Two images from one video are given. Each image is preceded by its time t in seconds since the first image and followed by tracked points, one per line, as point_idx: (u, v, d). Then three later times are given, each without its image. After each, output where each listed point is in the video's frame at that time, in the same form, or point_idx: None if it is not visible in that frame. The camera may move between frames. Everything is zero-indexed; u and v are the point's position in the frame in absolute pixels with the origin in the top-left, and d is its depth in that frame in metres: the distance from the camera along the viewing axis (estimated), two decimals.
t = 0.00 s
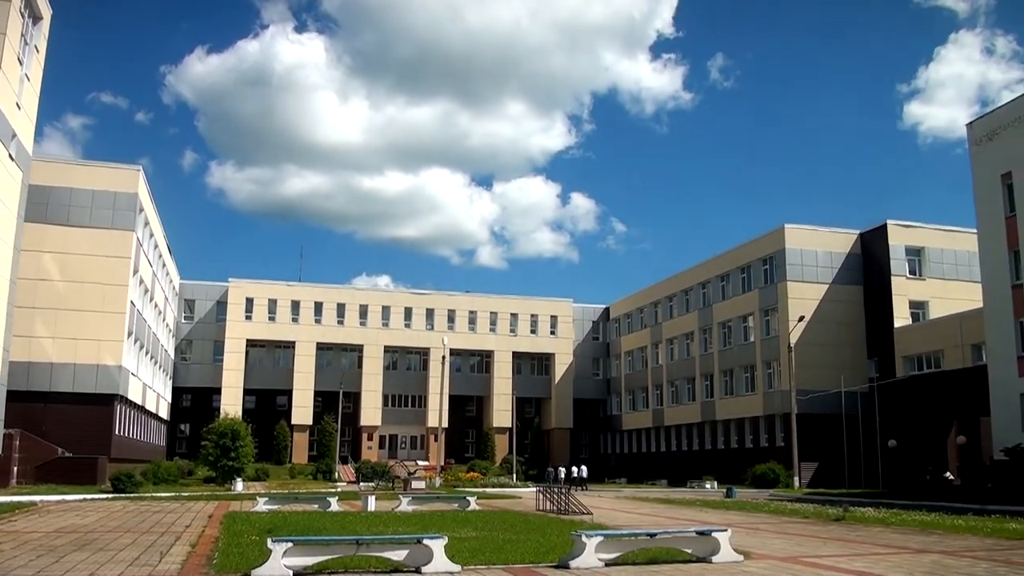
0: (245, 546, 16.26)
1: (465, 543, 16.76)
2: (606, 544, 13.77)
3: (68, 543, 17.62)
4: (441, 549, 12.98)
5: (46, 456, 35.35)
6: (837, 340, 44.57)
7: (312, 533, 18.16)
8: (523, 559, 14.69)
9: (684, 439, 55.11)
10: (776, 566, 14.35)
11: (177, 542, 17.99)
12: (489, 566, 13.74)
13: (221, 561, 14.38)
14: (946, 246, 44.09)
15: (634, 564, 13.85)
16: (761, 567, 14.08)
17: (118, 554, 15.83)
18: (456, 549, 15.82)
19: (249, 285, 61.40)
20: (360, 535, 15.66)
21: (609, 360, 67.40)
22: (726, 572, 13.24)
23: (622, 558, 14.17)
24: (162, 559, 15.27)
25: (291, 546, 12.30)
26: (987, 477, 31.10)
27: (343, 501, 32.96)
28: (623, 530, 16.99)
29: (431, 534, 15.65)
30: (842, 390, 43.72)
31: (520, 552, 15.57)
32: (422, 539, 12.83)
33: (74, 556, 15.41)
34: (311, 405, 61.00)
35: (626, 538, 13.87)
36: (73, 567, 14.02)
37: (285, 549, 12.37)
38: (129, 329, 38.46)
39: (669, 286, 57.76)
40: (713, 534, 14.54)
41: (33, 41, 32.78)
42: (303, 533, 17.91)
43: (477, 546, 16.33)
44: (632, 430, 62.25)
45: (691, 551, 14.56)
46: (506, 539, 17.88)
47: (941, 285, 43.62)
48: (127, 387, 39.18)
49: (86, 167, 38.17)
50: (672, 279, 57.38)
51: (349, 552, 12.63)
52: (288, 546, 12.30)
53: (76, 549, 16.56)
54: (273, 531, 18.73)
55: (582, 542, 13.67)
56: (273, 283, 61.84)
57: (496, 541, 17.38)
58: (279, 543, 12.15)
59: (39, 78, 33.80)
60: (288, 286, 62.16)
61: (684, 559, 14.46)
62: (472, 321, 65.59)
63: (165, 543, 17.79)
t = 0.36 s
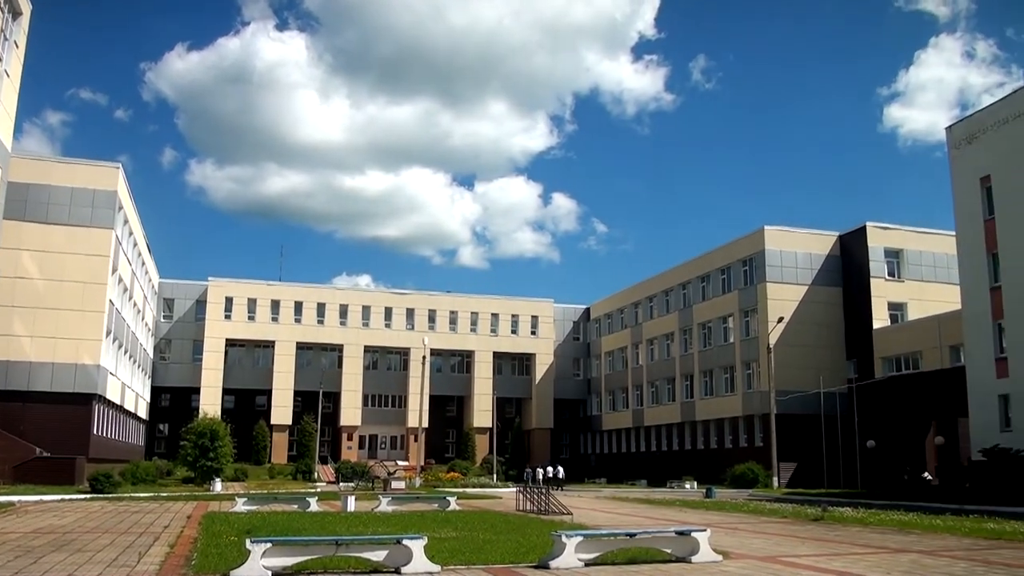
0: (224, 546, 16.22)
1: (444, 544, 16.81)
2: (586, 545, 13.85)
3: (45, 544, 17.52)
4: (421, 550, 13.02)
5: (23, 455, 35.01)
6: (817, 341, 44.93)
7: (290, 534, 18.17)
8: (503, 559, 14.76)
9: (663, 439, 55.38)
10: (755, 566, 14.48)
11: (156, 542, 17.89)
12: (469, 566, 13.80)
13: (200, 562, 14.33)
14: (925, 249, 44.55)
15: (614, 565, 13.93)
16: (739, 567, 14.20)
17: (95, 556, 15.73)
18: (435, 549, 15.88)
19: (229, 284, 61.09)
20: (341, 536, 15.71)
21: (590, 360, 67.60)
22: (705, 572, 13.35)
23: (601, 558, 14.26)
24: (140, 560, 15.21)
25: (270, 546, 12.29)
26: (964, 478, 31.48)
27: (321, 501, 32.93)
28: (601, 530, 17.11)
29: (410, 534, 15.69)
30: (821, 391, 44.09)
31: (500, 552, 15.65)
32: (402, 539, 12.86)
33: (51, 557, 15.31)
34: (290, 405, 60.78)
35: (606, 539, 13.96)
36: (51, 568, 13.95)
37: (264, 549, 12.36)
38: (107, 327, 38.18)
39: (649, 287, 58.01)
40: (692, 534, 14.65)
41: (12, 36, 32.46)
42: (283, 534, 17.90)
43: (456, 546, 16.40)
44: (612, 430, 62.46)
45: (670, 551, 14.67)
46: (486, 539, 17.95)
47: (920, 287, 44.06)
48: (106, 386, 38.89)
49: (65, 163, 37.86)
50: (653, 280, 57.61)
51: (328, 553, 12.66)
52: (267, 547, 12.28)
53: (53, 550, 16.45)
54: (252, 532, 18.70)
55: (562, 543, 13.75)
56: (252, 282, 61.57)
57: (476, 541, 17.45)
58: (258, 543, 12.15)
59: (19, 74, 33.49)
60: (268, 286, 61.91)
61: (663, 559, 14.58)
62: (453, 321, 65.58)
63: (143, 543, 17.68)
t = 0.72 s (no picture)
0: (206, 547, 16.22)
1: (426, 543, 16.91)
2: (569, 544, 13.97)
3: (26, 544, 17.48)
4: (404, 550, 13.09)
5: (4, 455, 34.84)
6: (800, 341, 45.27)
7: (272, 533, 18.19)
8: (486, 558, 14.87)
9: (646, 439, 55.63)
10: (737, 565, 14.61)
11: (138, 543, 17.86)
12: (452, 566, 13.89)
13: (183, 562, 14.36)
14: (907, 250, 44.98)
15: (596, 564, 14.04)
16: (721, 566, 14.33)
17: (76, 556, 15.72)
18: (418, 549, 15.97)
19: (211, 283, 60.85)
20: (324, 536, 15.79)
21: (573, 361, 67.80)
22: (687, 571, 13.47)
23: (584, 558, 14.38)
24: (122, 560, 15.22)
25: (253, 546, 12.33)
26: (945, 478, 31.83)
27: (303, 502, 32.93)
28: (583, 530, 17.24)
29: (393, 534, 15.77)
30: (802, 392, 44.43)
31: (483, 552, 15.76)
32: (384, 539, 12.93)
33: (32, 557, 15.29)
34: (273, 405, 60.62)
35: (588, 538, 14.09)
36: (33, 568, 13.94)
37: (247, 549, 12.40)
38: (89, 326, 37.98)
39: (632, 287, 58.25)
40: (674, 534, 14.80)
41: None
42: (265, 533, 17.92)
43: (439, 546, 16.50)
44: (595, 430, 62.66)
45: (653, 551, 14.81)
46: (469, 539, 18.04)
47: (903, 288, 44.47)
48: (88, 386, 38.69)
49: (47, 160, 37.64)
50: (637, 280, 57.85)
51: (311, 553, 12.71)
52: (250, 547, 12.32)
53: (34, 550, 16.40)
54: (234, 531, 18.71)
55: (544, 543, 13.85)
56: (234, 281, 61.36)
57: (459, 540, 17.55)
58: (241, 543, 12.20)
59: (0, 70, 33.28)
60: (251, 285, 61.73)
61: (645, 558, 14.72)
62: (437, 321, 65.60)
63: (125, 543, 17.65)
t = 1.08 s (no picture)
0: (189, 547, 16.24)
1: (411, 543, 17.00)
2: (554, 544, 14.09)
3: (9, 544, 17.46)
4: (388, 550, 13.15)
5: None
6: (784, 342, 45.58)
7: (256, 533, 18.24)
8: (472, 558, 14.98)
9: (631, 439, 55.85)
10: (721, 565, 14.74)
11: (121, 543, 17.85)
12: (437, 566, 13.98)
13: (166, 562, 14.37)
14: (891, 252, 45.37)
15: (581, 564, 14.15)
16: (705, 566, 14.47)
17: (59, 556, 15.71)
18: (403, 549, 16.06)
19: (195, 282, 60.62)
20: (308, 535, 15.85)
21: (558, 360, 67.98)
22: (671, 571, 13.59)
23: (569, 557, 14.49)
24: (105, 560, 15.22)
25: (237, 547, 12.35)
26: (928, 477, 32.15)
27: (287, 502, 32.93)
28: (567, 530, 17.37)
29: (378, 534, 15.86)
30: (786, 392, 44.74)
31: (467, 551, 15.87)
32: (369, 539, 13.00)
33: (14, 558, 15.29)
34: (257, 405, 60.47)
35: (573, 538, 14.21)
36: (16, 569, 13.94)
37: (231, 549, 12.41)
38: (72, 325, 37.80)
39: (618, 287, 58.48)
40: (659, 534, 14.94)
41: None
42: (249, 533, 17.96)
43: (423, 546, 16.59)
44: (580, 430, 62.84)
45: (638, 551, 14.95)
46: (453, 539, 18.14)
47: (887, 290, 44.85)
48: (71, 385, 38.52)
49: (30, 157, 37.45)
50: (622, 280, 58.08)
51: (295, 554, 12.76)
52: (233, 547, 12.33)
53: (17, 551, 16.37)
54: (218, 532, 18.74)
55: (529, 543, 13.94)
56: (218, 279, 61.16)
57: (443, 540, 17.66)
58: (225, 544, 12.22)
59: None
60: (235, 284, 61.56)
61: (630, 558, 14.85)
62: (422, 321, 65.61)
63: (109, 544, 17.63)
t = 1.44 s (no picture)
0: (177, 547, 16.25)
1: (399, 543, 17.06)
2: (542, 545, 14.18)
3: None
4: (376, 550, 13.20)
5: None
6: (773, 342, 45.78)
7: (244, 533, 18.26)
8: (461, 558, 15.05)
9: (619, 439, 56.00)
10: (709, 565, 14.85)
11: (109, 543, 17.85)
12: (425, 566, 14.03)
13: (152, 562, 14.37)
14: (878, 253, 45.65)
15: (569, 564, 14.24)
16: (693, 566, 14.57)
17: (46, 557, 15.69)
18: (391, 549, 16.11)
19: (184, 281, 60.44)
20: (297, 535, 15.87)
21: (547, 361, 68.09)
22: (659, 571, 13.69)
23: (557, 558, 14.57)
24: (92, 561, 15.21)
25: (225, 548, 12.36)
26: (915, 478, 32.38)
27: (274, 503, 32.93)
28: (555, 530, 17.47)
29: (367, 534, 15.90)
30: (773, 393, 44.95)
31: (456, 551, 15.93)
32: (358, 540, 13.04)
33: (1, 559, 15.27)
34: (245, 405, 60.35)
35: (561, 538, 14.31)
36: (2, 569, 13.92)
37: (218, 550, 12.41)
38: (59, 324, 37.64)
39: (607, 287, 58.59)
40: (647, 534, 15.03)
41: None
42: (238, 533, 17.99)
43: (411, 546, 16.65)
44: (569, 430, 62.96)
45: (626, 551, 15.04)
46: (440, 539, 18.22)
47: (874, 291, 45.13)
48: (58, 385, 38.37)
49: (17, 155, 37.31)
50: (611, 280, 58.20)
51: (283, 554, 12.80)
52: (221, 547, 12.34)
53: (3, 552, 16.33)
54: (206, 532, 18.74)
55: (518, 543, 14.01)
56: (206, 279, 60.99)
57: (431, 540, 17.72)
58: (213, 545, 12.22)
59: None
60: (224, 284, 61.42)
61: (618, 558, 14.95)
62: (411, 321, 65.60)
63: (95, 544, 17.64)
